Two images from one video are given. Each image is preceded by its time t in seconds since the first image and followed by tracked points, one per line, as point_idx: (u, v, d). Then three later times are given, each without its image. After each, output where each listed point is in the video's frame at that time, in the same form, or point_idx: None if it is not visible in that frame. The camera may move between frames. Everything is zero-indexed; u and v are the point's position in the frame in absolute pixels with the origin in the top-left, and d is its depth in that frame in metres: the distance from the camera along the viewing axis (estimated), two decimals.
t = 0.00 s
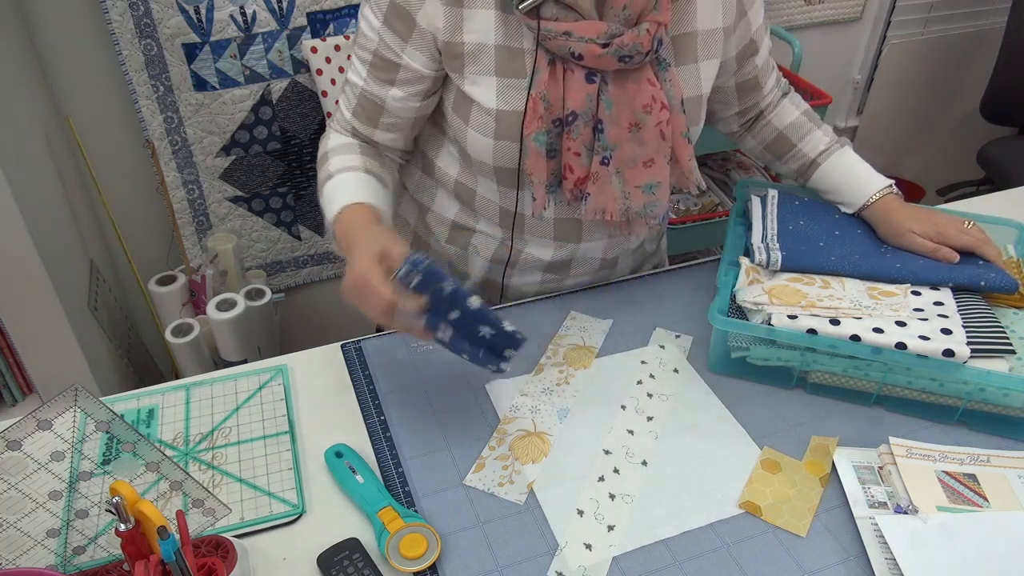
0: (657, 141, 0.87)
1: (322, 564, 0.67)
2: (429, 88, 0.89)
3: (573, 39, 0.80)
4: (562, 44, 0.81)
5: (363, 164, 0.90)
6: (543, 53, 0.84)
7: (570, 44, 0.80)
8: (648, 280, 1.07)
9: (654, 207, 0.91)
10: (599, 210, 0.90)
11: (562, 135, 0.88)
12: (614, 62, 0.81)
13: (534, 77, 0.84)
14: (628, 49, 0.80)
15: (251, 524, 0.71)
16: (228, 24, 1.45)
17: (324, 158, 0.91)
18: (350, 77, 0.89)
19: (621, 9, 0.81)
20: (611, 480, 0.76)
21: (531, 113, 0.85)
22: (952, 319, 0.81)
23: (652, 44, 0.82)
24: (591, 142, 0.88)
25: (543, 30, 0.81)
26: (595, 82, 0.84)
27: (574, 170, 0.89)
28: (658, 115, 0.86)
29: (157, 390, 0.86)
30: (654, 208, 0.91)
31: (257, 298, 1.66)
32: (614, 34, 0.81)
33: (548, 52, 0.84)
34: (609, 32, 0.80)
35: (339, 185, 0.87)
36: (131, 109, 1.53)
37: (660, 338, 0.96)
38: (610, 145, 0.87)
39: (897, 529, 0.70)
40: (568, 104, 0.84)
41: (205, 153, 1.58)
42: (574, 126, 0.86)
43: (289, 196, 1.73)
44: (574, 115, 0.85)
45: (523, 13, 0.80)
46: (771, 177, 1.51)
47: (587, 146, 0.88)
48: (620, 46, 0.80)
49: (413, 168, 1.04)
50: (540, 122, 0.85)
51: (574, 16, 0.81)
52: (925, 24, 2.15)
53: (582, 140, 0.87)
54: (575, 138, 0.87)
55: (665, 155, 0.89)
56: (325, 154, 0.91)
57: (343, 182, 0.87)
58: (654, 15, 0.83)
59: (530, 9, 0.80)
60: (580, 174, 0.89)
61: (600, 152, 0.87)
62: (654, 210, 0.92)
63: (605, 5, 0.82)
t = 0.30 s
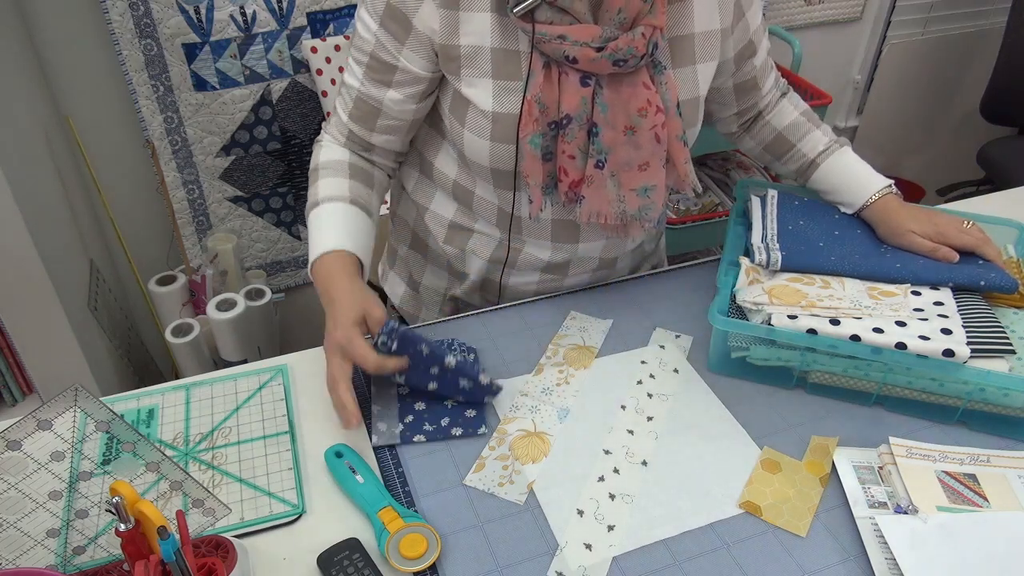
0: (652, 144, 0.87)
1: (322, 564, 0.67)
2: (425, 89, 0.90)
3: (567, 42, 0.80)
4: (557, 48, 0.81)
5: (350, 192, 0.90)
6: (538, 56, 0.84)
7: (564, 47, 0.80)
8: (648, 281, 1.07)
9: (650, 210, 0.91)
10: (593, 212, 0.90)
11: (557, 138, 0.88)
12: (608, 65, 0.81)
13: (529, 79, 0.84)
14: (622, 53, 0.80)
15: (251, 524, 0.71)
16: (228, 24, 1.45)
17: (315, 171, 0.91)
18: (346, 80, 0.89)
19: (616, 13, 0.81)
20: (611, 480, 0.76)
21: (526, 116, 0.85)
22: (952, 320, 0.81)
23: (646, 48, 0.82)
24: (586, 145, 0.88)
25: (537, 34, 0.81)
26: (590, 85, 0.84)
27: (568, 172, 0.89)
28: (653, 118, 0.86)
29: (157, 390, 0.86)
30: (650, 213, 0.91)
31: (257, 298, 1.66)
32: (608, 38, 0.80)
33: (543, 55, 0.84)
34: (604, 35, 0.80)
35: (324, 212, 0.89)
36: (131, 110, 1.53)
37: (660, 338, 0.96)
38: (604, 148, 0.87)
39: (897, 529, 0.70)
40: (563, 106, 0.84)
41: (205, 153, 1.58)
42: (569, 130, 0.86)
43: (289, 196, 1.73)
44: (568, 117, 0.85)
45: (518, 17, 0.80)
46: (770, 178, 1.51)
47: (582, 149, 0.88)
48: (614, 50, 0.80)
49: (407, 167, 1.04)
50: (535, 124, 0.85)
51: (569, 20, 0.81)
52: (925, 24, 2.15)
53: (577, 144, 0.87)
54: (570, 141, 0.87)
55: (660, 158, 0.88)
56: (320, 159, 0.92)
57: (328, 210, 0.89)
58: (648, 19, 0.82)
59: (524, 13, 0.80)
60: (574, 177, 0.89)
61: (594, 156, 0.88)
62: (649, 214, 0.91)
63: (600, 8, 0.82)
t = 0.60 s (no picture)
0: (648, 147, 0.87)
1: (322, 564, 0.67)
2: (420, 86, 0.91)
3: (563, 44, 0.80)
4: (553, 50, 0.81)
5: (342, 175, 0.92)
6: (534, 57, 0.84)
7: (560, 49, 0.80)
8: (648, 281, 1.07)
9: (644, 213, 0.91)
10: (587, 215, 0.90)
11: (553, 139, 0.88)
12: (605, 68, 0.81)
13: (525, 80, 0.84)
14: (618, 56, 0.80)
15: (251, 524, 0.71)
16: (228, 24, 1.45)
17: (312, 152, 0.94)
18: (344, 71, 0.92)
19: (613, 15, 0.81)
20: (611, 480, 0.76)
21: (522, 117, 0.85)
22: (952, 320, 0.81)
23: (644, 51, 0.81)
24: (581, 148, 0.87)
25: (534, 36, 0.81)
26: (586, 87, 0.84)
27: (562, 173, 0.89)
28: (649, 121, 0.85)
29: (157, 390, 0.86)
30: (644, 215, 0.91)
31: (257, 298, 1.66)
32: (604, 41, 0.80)
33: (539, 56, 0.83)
34: (600, 38, 0.80)
35: (314, 193, 0.91)
36: (131, 110, 1.53)
37: (660, 338, 0.96)
38: (601, 150, 0.86)
39: (897, 529, 0.70)
40: (558, 108, 0.84)
41: (205, 153, 1.58)
42: (564, 131, 0.85)
43: (289, 196, 1.73)
44: (564, 119, 0.85)
45: (515, 18, 0.80)
46: (770, 177, 1.51)
47: (577, 151, 0.87)
48: (610, 53, 0.80)
49: (403, 161, 1.04)
50: (531, 126, 0.85)
51: (566, 22, 0.81)
52: (925, 24, 2.15)
53: (572, 145, 0.87)
54: (565, 143, 0.86)
55: (656, 161, 0.88)
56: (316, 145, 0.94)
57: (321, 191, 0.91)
58: (645, 22, 0.81)
59: (521, 15, 0.80)
60: (569, 179, 0.89)
61: (589, 158, 0.87)
62: (642, 215, 0.91)
63: (596, 11, 0.83)
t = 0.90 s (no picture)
0: (644, 150, 0.87)
1: (322, 564, 0.67)
2: (422, 87, 0.91)
3: (560, 46, 0.80)
4: (550, 52, 0.81)
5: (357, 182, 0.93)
6: (531, 58, 0.83)
7: (557, 51, 0.80)
8: (648, 281, 1.07)
9: (640, 215, 0.91)
10: (581, 216, 0.91)
11: (549, 141, 0.88)
12: (601, 71, 0.81)
13: (522, 81, 0.84)
14: (614, 59, 0.80)
15: (251, 524, 0.71)
16: (228, 24, 1.45)
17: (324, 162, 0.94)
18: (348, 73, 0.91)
19: (610, 18, 0.81)
20: (611, 480, 0.76)
21: (518, 118, 0.85)
22: (952, 320, 0.81)
23: (639, 54, 0.82)
24: (577, 149, 0.87)
25: (531, 38, 0.81)
26: (582, 89, 0.84)
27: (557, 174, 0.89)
28: (645, 124, 0.85)
29: (157, 390, 0.86)
30: (639, 216, 0.91)
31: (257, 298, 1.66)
32: (601, 43, 0.80)
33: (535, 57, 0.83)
34: (597, 41, 0.80)
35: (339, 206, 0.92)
36: (131, 110, 1.53)
37: (660, 338, 0.96)
38: (596, 152, 0.86)
39: (897, 529, 0.70)
40: (554, 109, 0.84)
41: (205, 153, 1.58)
42: (560, 132, 0.86)
43: (289, 196, 1.73)
44: (560, 120, 0.85)
45: (512, 20, 0.80)
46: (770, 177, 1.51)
47: (573, 152, 0.87)
48: (606, 55, 0.80)
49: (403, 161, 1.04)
50: (528, 127, 0.85)
51: (562, 25, 0.81)
52: (925, 24, 2.15)
53: (568, 147, 0.87)
54: (560, 144, 0.86)
55: (652, 163, 0.88)
56: (326, 150, 0.94)
57: (338, 202, 0.92)
58: (641, 26, 0.81)
59: (518, 17, 0.80)
60: (565, 180, 0.89)
61: (585, 159, 0.87)
62: (638, 217, 0.91)
63: (594, 14, 0.82)
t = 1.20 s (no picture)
0: (642, 150, 0.87)
1: (322, 564, 0.67)
2: (417, 82, 0.91)
3: (558, 46, 0.80)
4: (548, 52, 0.81)
5: (344, 166, 0.93)
6: (530, 58, 0.83)
7: (556, 52, 0.80)
8: (648, 281, 1.07)
9: (636, 216, 0.90)
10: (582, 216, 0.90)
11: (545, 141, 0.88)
12: (599, 71, 0.81)
13: (520, 80, 0.84)
14: (612, 60, 0.80)
15: (251, 524, 0.71)
16: (228, 24, 1.45)
17: (314, 144, 0.95)
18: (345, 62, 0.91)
19: (609, 19, 0.81)
20: (611, 480, 0.76)
21: (516, 117, 0.85)
22: (952, 320, 0.81)
23: (638, 56, 0.81)
24: (575, 149, 0.87)
25: (529, 39, 0.81)
26: (580, 90, 0.84)
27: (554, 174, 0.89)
28: (644, 124, 0.85)
29: (157, 390, 0.86)
30: (636, 218, 0.90)
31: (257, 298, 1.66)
32: (599, 44, 0.80)
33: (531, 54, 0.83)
34: (595, 42, 0.80)
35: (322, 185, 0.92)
36: (131, 110, 1.53)
37: (660, 338, 0.96)
38: (593, 152, 0.86)
39: (897, 529, 0.70)
40: (551, 109, 0.84)
41: (205, 153, 1.58)
42: (557, 132, 0.86)
43: (289, 196, 1.73)
44: (557, 120, 0.85)
45: (511, 20, 0.80)
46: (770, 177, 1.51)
47: (570, 152, 0.87)
48: (603, 57, 0.80)
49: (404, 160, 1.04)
50: (526, 127, 0.85)
51: (562, 25, 0.81)
52: (925, 24, 2.15)
53: (565, 146, 0.87)
54: (558, 144, 0.86)
55: (649, 164, 0.88)
56: (317, 136, 0.95)
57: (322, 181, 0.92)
58: (640, 27, 0.82)
59: (517, 17, 0.80)
60: (562, 179, 0.89)
61: (583, 159, 0.87)
62: (634, 217, 0.90)
63: (593, 14, 0.82)
